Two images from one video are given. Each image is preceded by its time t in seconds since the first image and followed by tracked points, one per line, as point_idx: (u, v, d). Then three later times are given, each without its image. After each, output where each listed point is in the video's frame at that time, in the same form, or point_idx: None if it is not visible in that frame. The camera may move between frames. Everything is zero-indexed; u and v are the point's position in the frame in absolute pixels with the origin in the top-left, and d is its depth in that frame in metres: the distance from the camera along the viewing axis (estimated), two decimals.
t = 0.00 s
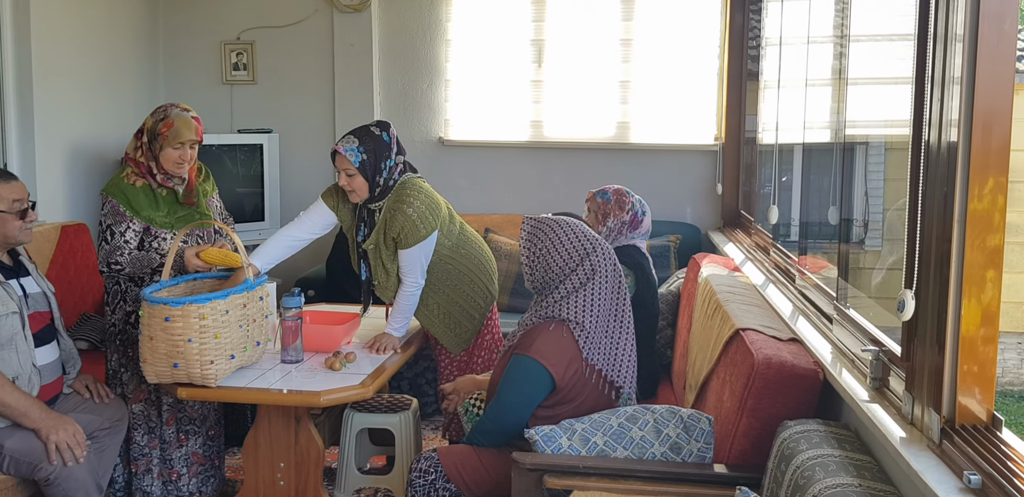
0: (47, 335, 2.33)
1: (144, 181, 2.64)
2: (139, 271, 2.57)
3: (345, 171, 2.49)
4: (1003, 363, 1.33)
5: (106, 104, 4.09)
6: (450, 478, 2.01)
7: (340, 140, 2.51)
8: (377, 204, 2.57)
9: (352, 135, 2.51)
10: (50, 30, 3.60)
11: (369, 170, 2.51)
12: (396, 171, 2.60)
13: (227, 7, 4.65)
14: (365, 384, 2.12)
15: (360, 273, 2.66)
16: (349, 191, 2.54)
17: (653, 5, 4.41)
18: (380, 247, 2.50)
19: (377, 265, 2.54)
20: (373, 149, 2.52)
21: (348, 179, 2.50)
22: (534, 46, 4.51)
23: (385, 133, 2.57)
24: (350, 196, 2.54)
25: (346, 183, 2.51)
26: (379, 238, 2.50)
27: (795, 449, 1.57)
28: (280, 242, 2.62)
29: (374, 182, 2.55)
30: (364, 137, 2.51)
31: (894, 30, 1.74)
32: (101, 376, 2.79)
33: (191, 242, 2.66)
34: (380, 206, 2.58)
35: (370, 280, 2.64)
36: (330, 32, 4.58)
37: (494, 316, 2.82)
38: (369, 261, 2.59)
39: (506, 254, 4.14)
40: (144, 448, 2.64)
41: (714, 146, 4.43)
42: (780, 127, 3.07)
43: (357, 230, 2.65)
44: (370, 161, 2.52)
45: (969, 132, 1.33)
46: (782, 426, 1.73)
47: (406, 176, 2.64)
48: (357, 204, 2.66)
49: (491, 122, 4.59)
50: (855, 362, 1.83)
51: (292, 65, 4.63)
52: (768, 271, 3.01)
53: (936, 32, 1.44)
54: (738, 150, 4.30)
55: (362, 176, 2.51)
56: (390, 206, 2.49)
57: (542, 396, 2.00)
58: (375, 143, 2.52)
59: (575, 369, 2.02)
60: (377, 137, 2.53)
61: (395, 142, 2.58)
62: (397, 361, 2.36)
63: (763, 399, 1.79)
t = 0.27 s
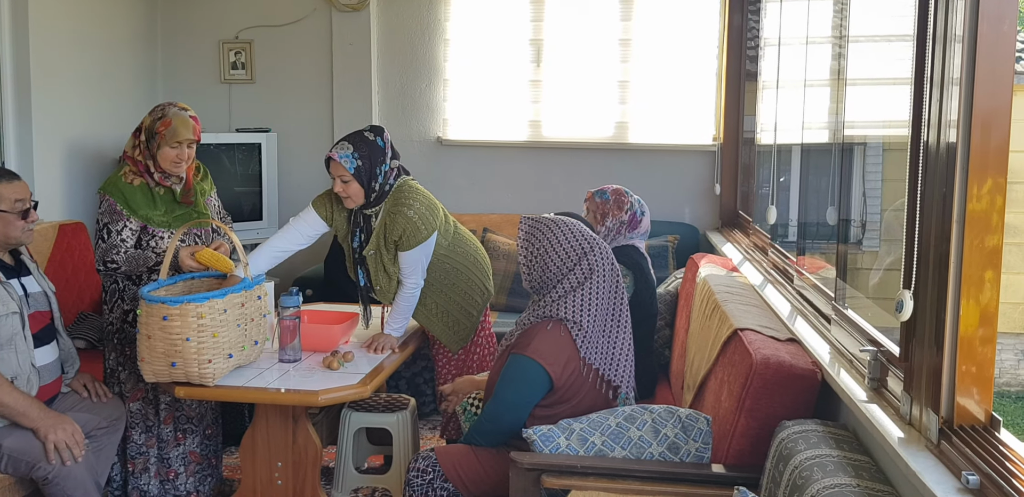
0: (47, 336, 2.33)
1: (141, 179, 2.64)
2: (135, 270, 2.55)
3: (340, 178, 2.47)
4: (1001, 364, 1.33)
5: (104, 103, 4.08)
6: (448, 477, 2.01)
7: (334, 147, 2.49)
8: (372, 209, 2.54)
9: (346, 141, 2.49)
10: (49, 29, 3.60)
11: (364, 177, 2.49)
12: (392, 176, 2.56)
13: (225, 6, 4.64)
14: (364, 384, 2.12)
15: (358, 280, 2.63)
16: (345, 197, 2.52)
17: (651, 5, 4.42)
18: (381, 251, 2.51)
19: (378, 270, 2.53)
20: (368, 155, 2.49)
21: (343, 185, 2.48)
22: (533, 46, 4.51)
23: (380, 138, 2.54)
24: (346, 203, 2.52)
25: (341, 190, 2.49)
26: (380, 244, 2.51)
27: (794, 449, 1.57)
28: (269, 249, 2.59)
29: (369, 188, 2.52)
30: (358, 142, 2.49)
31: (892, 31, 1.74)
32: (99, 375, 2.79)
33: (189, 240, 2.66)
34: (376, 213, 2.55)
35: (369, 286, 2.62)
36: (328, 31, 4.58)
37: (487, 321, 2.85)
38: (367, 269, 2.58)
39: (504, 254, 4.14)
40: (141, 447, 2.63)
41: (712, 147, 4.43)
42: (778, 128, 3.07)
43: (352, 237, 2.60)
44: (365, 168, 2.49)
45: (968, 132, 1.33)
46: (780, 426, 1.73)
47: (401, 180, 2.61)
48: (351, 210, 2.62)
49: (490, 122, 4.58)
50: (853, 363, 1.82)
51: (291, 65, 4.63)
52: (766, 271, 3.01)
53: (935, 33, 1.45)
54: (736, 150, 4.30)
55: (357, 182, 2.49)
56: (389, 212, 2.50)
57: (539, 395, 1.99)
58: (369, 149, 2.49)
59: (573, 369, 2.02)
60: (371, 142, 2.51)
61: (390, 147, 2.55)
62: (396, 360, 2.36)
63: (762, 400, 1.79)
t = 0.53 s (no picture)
0: (46, 336, 2.32)
1: (140, 178, 2.63)
2: (132, 269, 2.56)
3: (337, 175, 2.49)
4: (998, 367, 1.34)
5: (102, 102, 4.08)
6: (445, 477, 2.01)
7: (331, 144, 2.51)
8: (369, 206, 2.56)
9: (343, 139, 2.51)
10: (48, 27, 3.59)
11: (361, 173, 2.50)
12: (389, 174, 2.58)
13: (224, 5, 4.64)
14: (360, 384, 2.11)
15: (353, 277, 2.64)
16: (342, 194, 2.53)
17: (650, 6, 4.42)
18: (376, 249, 2.52)
19: (373, 268, 2.54)
20: (364, 151, 2.51)
21: (339, 181, 2.50)
22: (531, 47, 4.52)
23: (377, 135, 2.56)
24: (343, 199, 2.53)
25: (338, 186, 2.50)
26: (375, 241, 2.51)
27: (791, 451, 1.58)
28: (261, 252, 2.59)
29: (366, 184, 2.53)
30: (354, 139, 2.51)
31: (891, 34, 1.75)
32: (96, 374, 2.79)
33: (187, 239, 2.65)
34: (373, 210, 2.58)
35: (364, 283, 2.63)
36: (327, 31, 4.58)
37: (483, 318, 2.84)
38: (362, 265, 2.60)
39: (501, 254, 4.15)
40: (138, 446, 2.63)
41: (710, 148, 4.44)
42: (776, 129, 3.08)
43: (349, 234, 2.63)
44: (362, 164, 2.51)
45: (966, 134, 1.34)
46: (777, 427, 1.73)
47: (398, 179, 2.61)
48: (346, 207, 2.66)
49: (488, 122, 4.59)
50: (850, 364, 1.83)
51: (289, 64, 4.63)
52: (763, 273, 3.02)
53: (934, 36, 1.45)
54: (734, 151, 4.31)
55: (354, 178, 2.50)
56: (386, 208, 2.50)
57: (536, 396, 1.99)
58: (366, 146, 2.51)
59: (570, 369, 2.02)
60: (368, 139, 2.53)
61: (387, 144, 2.57)
62: (393, 359, 2.36)
63: (759, 401, 1.79)
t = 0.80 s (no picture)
0: (44, 335, 2.32)
1: (139, 177, 2.62)
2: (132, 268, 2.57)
3: (336, 170, 2.51)
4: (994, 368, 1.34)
5: (100, 101, 4.07)
6: (443, 477, 2.01)
7: (330, 138, 2.52)
8: (369, 202, 2.60)
9: (343, 134, 2.52)
10: (45, 26, 3.59)
11: (360, 169, 2.52)
12: (388, 170, 2.60)
13: (222, 5, 4.63)
14: (356, 384, 2.11)
15: (349, 272, 2.64)
16: (340, 189, 2.56)
17: (648, 6, 4.42)
18: (371, 245, 2.52)
19: (368, 264, 2.55)
20: (363, 148, 2.52)
21: (338, 176, 2.53)
22: (530, 47, 4.52)
23: (377, 132, 2.58)
24: (341, 194, 2.56)
25: (337, 181, 2.53)
26: (371, 236, 2.51)
27: (788, 451, 1.58)
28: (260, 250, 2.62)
29: (365, 180, 2.56)
30: (354, 135, 2.52)
31: (889, 35, 1.75)
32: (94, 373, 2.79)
33: (186, 239, 2.65)
34: (371, 205, 2.60)
35: (360, 278, 2.63)
36: (325, 30, 4.57)
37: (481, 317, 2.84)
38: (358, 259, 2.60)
39: (499, 254, 4.15)
40: (135, 445, 2.63)
41: (708, 148, 4.44)
42: (774, 130, 3.08)
43: (347, 230, 2.64)
44: (360, 160, 2.52)
45: (963, 135, 1.34)
46: (774, 427, 1.73)
47: (396, 175, 2.64)
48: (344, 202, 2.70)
49: (486, 122, 4.59)
50: (847, 364, 1.84)
51: (287, 63, 4.62)
52: (761, 274, 3.03)
53: (931, 38, 1.45)
54: (732, 151, 4.31)
55: (353, 175, 2.52)
56: (382, 204, 2.50)
57: (534, 396, 1.99)
58: (366, 142, 2.52)
59: (568, 369, 2.02)
60: (368, 136, 2.54)
61: (387, 141, 2.58)
62: (391, 359, 2.36)
63: (756, 401, 1.79)
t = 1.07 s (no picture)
0: (40, 333, 2.31)
1: (137, 175, 2.63)
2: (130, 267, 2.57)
3: (339, 167, 2.51)
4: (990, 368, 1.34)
5: (97, 99, 4.07)
6: (439, 477, 2.00)
7: (333, 136, 2.52)
8: (371, 200, 2.60)
9: (346, 130, 2.52)
10: (42, 23, 3.58)
11: (363, 166, 2.52)
12: (389, 167, 2.61)
13: (220, 3, 4.63)
14: (354, 382, 2.11)
15: (349, 269, 2.64)
16: (342, 186, 2.56)
17: (645, 6, 4.42)
18: (370, 242, 2.51)
19: (367, 261, 2.53)
20: (367, 145, 2.53)
21: (341, 174, 2.52)
22: (527, 46, 4.52)
23: (379, 129, 2.58)
24: (343, 191, 2.57)
25: (339, 178, 2.53)
26: (370, 233, 2.51)
27: (784, 451, 1.58)
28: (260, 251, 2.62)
29: (367, 177, 2.56)
30: (358, 133, 2.52)
31: (886, 36, 1.75)
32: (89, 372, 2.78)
33: (183, 237, 2.64)
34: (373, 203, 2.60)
35: (359, 274, 2.63)
36: (322, 29, 4.57)
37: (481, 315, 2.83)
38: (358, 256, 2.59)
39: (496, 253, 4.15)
40: (131, 444, 2.62)
41: (706, 149, 4.44)
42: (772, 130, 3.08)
43: (348, 227, 2.64)
44: (364, 157, 2.52)
45: (959, 137, 1.34)
46: (770, 428, 1.74)
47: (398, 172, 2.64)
48: (347, 199, 2.72)
49: (483, 122, 4.59)
50: (843, 365, 1.84)
51: (285, 62, 4.62)
52: (757, 274, 3.03)
53: (928, 38, 1.45)
54: (729, 151, 4.32)
55: (356, 172, 2.52)
56: (383, 201, 2.49)
57: (531, 396, 1.99)
58: (368, 139, 2.53)
59: (565, 369, 2.02)
60: (370, 132, 2.54)
61: (389, 138, 2.59)
62: (387, 358, 2.36)
63: (752, 401, 1.79)
